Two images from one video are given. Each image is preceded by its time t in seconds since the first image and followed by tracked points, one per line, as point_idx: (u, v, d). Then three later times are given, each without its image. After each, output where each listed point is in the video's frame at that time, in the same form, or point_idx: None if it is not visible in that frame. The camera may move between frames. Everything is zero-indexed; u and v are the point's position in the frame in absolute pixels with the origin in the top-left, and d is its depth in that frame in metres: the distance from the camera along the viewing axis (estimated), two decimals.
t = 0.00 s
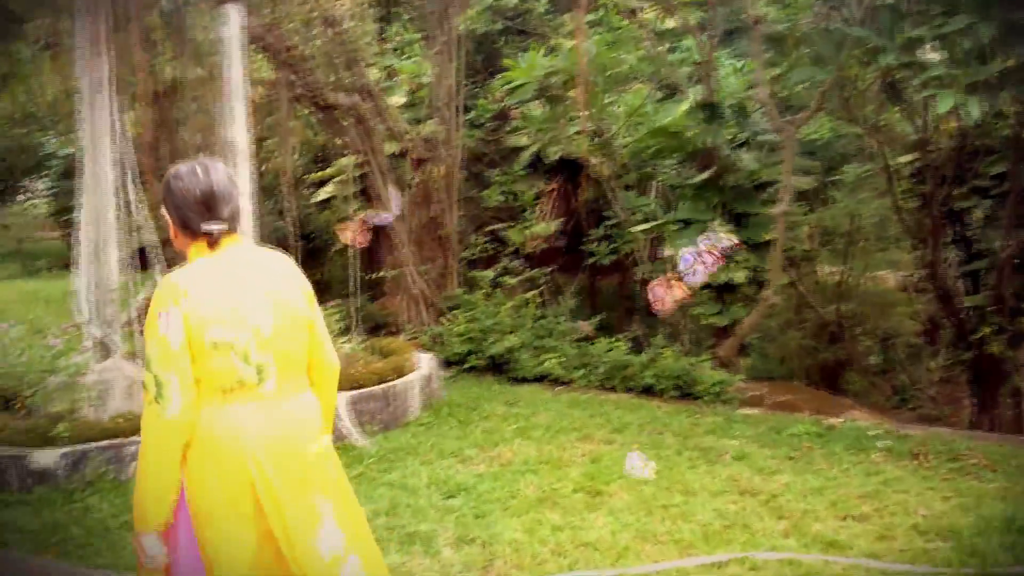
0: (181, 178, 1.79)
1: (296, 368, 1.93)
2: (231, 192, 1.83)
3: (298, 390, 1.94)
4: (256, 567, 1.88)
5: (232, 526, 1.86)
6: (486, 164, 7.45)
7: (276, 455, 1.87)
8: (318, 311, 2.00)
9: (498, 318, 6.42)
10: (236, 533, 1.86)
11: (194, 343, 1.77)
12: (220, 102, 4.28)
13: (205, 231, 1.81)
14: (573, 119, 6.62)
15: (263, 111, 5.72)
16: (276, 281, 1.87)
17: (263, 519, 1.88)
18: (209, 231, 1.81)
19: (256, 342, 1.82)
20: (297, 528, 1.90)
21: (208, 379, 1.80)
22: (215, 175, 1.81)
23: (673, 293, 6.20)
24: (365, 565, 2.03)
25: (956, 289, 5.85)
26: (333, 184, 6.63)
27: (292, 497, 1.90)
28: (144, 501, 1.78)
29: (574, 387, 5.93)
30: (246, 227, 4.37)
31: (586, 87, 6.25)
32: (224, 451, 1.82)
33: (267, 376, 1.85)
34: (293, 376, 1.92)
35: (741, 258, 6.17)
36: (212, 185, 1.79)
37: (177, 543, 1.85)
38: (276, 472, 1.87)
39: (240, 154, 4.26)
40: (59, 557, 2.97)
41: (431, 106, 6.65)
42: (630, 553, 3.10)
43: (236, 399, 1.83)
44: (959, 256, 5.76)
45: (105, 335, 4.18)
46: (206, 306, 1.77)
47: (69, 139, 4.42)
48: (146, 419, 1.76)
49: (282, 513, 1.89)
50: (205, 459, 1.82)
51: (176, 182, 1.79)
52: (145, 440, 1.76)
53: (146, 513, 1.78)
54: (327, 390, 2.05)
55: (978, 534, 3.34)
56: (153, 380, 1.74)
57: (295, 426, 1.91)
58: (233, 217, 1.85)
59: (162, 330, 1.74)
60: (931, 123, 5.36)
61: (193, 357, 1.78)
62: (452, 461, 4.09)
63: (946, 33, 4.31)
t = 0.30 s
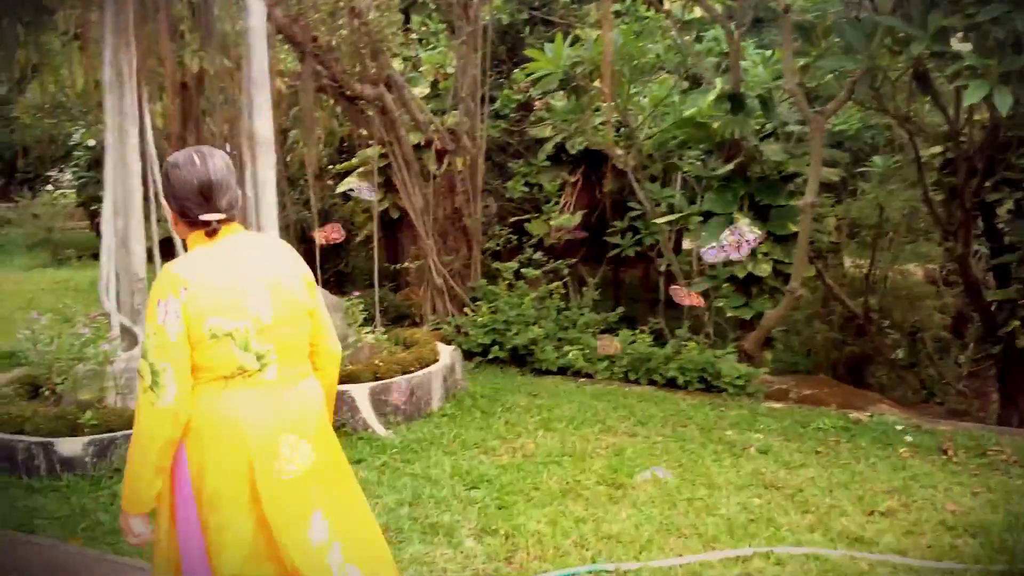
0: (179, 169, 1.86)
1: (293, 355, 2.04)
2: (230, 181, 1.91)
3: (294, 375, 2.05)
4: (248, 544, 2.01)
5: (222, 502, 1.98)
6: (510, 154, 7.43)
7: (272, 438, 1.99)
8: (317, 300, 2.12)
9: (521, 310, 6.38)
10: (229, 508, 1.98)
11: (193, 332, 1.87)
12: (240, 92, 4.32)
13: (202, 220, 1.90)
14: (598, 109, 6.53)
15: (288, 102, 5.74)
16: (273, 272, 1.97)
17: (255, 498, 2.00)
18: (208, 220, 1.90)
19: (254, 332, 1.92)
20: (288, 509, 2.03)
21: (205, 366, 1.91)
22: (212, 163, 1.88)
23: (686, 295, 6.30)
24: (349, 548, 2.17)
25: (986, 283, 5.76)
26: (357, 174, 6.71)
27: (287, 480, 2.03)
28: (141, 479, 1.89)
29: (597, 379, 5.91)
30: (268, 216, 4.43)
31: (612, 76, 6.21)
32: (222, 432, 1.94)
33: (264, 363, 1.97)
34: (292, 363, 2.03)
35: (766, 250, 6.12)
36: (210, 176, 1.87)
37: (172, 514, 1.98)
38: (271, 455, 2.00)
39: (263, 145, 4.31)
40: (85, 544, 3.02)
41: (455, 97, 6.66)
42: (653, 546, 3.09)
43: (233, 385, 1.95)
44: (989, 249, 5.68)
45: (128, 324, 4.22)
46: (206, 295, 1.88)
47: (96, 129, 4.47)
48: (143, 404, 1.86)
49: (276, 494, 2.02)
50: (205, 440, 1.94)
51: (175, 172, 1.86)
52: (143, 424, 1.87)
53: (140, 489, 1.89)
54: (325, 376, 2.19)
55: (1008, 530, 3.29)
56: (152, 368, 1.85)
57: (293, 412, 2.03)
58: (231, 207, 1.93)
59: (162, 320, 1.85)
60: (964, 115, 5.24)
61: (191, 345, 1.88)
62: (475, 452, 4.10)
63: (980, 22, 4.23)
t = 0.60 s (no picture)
0: (175, 162, 1.83)
1: (294, 345, 1.96)
2: (224, 174, 1.88)
3: (296, 366, 1.97)
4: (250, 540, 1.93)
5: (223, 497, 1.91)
6: (527, 146, 7.42)
7: (275, 430, 1.91)
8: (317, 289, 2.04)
9: (537, 302, 6.36)
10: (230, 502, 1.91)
11: (190, 323, 1.80)
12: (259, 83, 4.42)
13: (199, 212, 1.86)
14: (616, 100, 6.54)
15: (305, 94, 5.76)
16: (270, 261, 1.89)
17: (255, 493, 1.92)
18: (203, 212, 1.87)
19: (253, 321, 1.85)
20: (288, 502, 1.96)
21: (203, 357, 1.84)
22: (207, 156, 1.85)
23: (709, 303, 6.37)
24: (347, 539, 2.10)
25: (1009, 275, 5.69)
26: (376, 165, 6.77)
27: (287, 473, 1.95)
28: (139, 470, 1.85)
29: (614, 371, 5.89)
30: (285, 207, 4.55)
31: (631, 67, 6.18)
32: (221, 424, 1.87)
33: (264, 353, 1.89)
34: (293, 353, 1.96)
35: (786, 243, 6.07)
36: (205, 168, 1.84)
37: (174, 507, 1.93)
38: (272, 448, 1.92)
39: (280, 135, 4.43)
40: (103, 533, 3.06)
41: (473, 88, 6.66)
42: (670, 540, 3.07)
43: (233, 376, 1.87)
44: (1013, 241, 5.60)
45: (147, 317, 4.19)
46: (202, 284, 1.80)
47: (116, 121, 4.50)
48: (140, 396, 1.82)
49: (277, 487, 1.94)
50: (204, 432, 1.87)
51: (171, 166, 1.83)
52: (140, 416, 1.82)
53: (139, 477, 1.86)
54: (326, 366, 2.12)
55: None
56: (148, 358, 1.80)
57: (295, 403, 1.95)
58: (226, 198, 1.90)
59: (157, 311, 1.79)
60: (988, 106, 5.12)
61: (188, 335, 1.81)
62: (492, 444, 4.09)
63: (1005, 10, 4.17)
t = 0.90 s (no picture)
0: (167, 155, 1.84)
1: (289, 335, 1.97)
2: (218, 167, 1.89)
3: (292, 356, 1.98)
4: (250, 530, 1.93)
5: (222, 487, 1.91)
6: (541, 136, 7.40)
7: (273, 418, 1.91)
8: (312, 279, 2.06)
9: (551, 292, 6.34)
10: (230, 493, 1.90)
11: (186, 313, 1.81)
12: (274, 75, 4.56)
13: (193, 204, 1.87)
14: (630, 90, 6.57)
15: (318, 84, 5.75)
16: (264, 251, 1.90)
17: (254, 482, 1.92)
18: (197, 204, 1.87)
19: (248, 310, 1.86)
20: (286, 491, 1.96)
21: (199, 347, 1.84)
22: (200, 149, 1.86)
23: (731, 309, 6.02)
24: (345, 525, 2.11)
25: None
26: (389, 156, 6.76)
27: (285, 462, 1.95)
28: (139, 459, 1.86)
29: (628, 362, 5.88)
30: (299, 198, 4.62)
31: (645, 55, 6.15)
32: (219, 415, 1.86)
33: (260, 343, 1.89)
34: (289, 343, 1.97)
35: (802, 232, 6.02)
36: (199, 161, 1.84)
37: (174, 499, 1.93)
38: (271, 437, 1.92)
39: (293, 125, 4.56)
40: (121, 524, 3.10)
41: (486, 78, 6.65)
42: (685, 532, 3.05)
43: (230, 367, 1.87)
44: None
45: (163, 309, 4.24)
46: (198, 275, 1.81)
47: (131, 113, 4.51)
48: (138, 386, 1.82)
49: (276, 476, 1.94)
50: (201, 422, 1.87)
51: (162, 159, 1.83)
52: (138, 406, 1.83)
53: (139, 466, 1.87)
54: (322, 357, 2.14)
55: None
56: (144, 349, 1.80)
57: (292, 392, 1.96)
58: (221, 191, 1.90)
59: (152, 302, 1.80)
60: (1009, 92, 4.88)
61: (184, 326, 1.82)
62: (506, 435, 4.09)
63: None
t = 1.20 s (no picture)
0: (167, 147, 1.85)
1: (288, 323, 1.94)
2: (218, 158, 1.89)
3: (292, 345, 1.96)
4: (249, 517, 1.91)
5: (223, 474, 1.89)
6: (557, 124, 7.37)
7: (272, 407, 1.90)
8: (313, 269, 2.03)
9: (567, 281, 6.32)
10: (231, 480, 1.89)
11: (187, 301, 1.79)
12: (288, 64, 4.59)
13: (193, 193, 1.85)
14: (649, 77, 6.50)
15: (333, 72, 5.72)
16: (265, 240, 1.88)
17: (255, 470, 1.90)
18: (198, 194, 1.86)
19: (249, 298, 1.83)
20: (286, 479, 1.95)
21: (199, 335, 1.82)
22: (200, 140, 1.87)
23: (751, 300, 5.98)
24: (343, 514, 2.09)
25: None
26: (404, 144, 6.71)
27: (285, 451, 1.93)
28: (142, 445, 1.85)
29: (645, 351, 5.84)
30: (314, 186, 4.74)
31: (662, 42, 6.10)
32: (219, 404, 1.85)
33: (260, 332, 1.87)
34: (289, 332, 1.94)
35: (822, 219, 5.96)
36: (199, 151, 1.85)
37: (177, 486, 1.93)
38: (271, 426, 1.90)
39: (308, 113, 4.64)
40: (139, 512, 3.10)
41: (502, 65, 6.61)
42: (702, 522, 3.03)
43: (230, 355, 1.85)
44: None
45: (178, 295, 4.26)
46: (198, 262, 1.79)
47: (145, 102, 4.52)
48: (139, 372, 1.81)
49: (276, 465, 1.92)
50: (201, 408, 1.85)
51: (163, 152, 1.85)
52: (141, 392, 1.82)
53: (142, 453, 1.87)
54: (320, 346, 2.10)
55: None
56: (145, 335, 1.79)
57: (291, 381, 1.94)
58: (222, 180, 1.90)
59: (153, 290, 1.78)
60: None
61: (185, 312, 1.80)
62: (522, 424, 4.08)
63: None
